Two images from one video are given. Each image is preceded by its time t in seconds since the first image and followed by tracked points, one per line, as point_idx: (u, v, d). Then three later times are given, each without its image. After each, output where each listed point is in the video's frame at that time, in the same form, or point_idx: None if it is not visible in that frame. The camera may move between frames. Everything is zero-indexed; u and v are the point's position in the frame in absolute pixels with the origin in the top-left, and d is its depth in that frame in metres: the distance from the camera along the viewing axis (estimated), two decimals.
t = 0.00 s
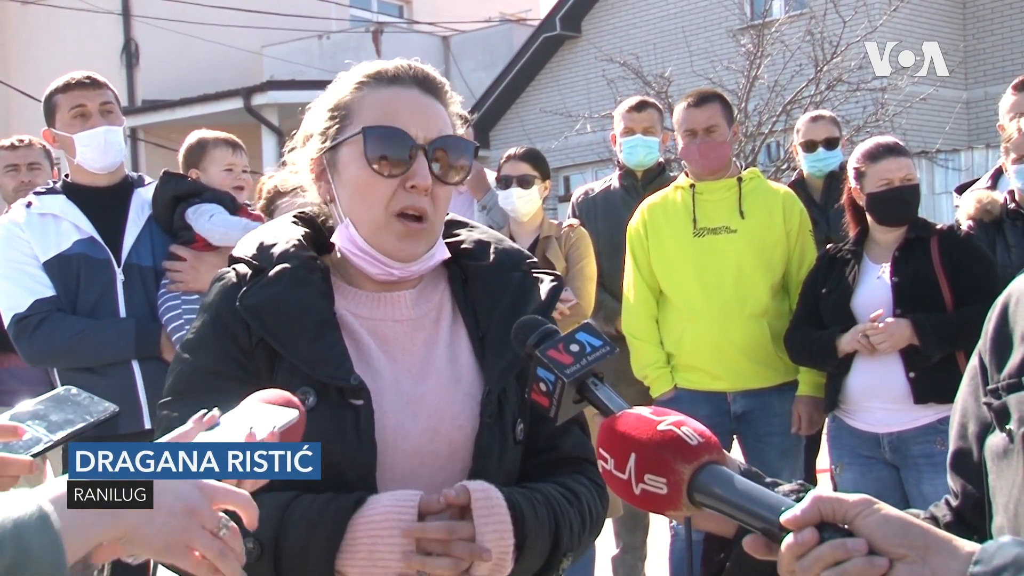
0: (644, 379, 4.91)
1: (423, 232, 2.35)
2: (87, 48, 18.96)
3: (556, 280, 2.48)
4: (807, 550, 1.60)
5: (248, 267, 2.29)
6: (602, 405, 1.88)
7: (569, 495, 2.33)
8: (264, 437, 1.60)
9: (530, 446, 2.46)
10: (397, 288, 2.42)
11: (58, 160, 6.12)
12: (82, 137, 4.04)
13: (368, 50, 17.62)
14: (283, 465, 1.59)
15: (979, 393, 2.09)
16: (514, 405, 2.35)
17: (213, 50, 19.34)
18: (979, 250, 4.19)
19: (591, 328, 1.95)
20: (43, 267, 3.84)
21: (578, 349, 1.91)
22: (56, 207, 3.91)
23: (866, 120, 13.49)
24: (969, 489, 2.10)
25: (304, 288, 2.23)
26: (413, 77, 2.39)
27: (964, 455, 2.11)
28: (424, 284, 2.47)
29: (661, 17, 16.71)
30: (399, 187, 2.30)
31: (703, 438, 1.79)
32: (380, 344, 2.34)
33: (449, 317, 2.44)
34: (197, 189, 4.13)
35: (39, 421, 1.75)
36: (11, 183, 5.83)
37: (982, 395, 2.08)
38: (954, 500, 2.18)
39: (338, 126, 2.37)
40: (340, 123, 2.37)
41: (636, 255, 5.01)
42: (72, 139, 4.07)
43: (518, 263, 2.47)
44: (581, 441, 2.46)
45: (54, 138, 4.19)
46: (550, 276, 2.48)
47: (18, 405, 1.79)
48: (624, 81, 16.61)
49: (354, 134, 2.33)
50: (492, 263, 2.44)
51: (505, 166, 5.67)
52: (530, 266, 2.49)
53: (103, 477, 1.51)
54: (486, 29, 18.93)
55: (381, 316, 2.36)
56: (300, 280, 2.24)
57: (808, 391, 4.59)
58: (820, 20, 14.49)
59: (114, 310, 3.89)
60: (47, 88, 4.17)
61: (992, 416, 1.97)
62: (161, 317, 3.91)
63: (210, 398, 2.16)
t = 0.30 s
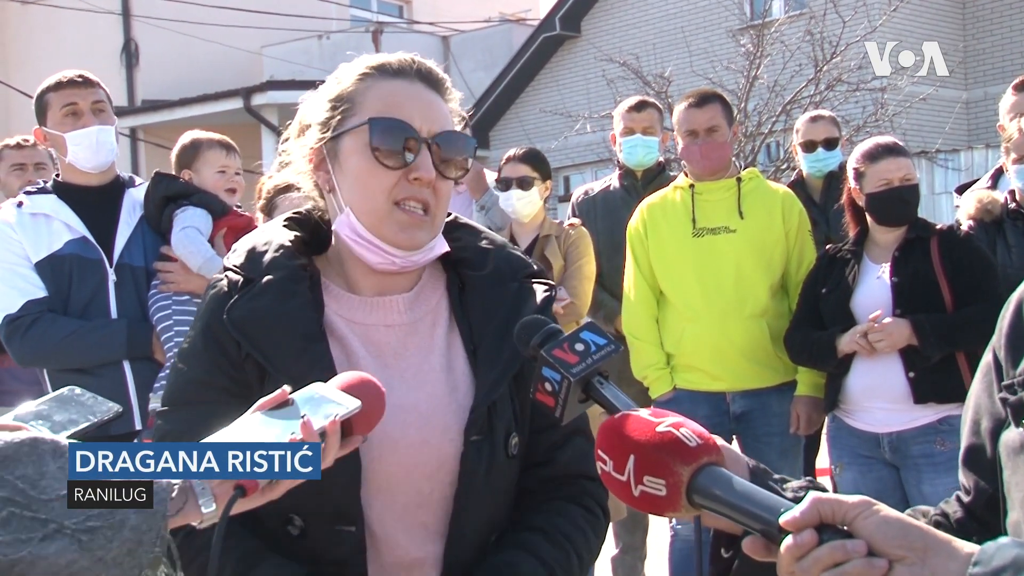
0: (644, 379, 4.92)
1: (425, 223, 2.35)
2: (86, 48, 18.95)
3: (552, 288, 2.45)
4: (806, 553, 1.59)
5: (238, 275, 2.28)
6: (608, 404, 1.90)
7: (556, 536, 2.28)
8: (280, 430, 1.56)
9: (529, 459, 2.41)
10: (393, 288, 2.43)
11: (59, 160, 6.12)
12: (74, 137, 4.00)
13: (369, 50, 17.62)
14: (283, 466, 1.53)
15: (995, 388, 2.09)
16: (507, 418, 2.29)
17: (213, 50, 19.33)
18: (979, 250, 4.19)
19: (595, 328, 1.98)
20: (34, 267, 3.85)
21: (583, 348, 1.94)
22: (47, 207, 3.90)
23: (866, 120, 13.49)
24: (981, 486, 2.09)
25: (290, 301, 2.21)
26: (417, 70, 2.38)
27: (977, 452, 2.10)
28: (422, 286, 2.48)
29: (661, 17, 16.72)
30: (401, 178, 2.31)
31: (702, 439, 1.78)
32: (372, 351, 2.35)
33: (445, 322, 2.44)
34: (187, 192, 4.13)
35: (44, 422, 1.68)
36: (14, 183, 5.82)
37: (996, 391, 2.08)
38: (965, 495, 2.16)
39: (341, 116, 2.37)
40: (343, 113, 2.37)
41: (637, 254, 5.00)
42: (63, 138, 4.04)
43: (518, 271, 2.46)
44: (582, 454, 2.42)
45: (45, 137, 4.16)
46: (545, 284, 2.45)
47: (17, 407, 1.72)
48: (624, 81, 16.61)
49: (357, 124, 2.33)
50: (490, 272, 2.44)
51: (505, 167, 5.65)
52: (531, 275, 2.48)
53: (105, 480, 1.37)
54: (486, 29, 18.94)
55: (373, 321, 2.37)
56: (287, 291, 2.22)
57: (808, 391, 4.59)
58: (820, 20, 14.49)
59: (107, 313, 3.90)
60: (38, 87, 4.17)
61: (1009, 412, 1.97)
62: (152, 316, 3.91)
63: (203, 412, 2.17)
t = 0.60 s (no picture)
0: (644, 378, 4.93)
1: (432, 214, 2.35)
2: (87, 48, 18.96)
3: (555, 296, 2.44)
4: (809, 554, 1.58)
5: (236, 280, 2.28)
6: (632, 390, 1.93)
7: (560, 557, 2.28)
8: (304, 417, 1.63)
9: (530, 465, 2.42)
10: (394, 290, 2.43)
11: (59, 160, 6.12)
12: (71, 136, 4.02)
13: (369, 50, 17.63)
14: (283, 466, 1.55)
15: None
16: (511, 420, 2.30)
17: (213, 50, 19.34)
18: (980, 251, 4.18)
19: (614, 318, 2.04)
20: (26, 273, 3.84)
21: (603, 337, 2.00)
22: (42, 208, 3.88)
23: (866, 120, 13.50)
24: (1016, 468, 2.05)
25: (289, 306, 2.21)
26: (411, 66, 2.40)
27: (1012, 436, 2.06)
28: (423, 288, 2.48)
29: (661, 18, 16.73)
30: (408, 170, 2.31)
31: (706, 442, 1.76)
32: (376, 352, 2.34)
33: (446, 325, 2.43)
34: (187, 191, 4.11)
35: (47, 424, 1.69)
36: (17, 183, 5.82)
37: None
38: (995, 477, 2.12)
39: (339, 113, 2.36)
40: (341, 110, 2.36)
41: (635, 256, 5.01)
42: (59, 138, 4.04)
43: (520, 280, 2.46)
44: (581, 460, 2.43)
45: (39, 139, 4.16)
46: (547, 291, 2.44)
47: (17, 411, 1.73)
48: (624, 81, 16.61)
49: (359, 119, 2.33)
50: (492, 280, 2.46)
51: (506, 170, 5.63)
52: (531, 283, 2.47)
53: (106, 481, 1.34)
54: (486, 29, 18.94)
55: (374, 323, 2.36)
56: (286, 297, 2.23)
57: (808, 390, 4.59)
58: (819, 20, 14.50)
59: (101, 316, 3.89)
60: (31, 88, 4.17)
61: None
62: (144, 317, 3.90)
63: (203, 416, 2.17)
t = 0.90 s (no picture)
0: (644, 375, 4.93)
1: (433, 229, 2.37)
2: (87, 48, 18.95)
3: (555, 294, 2.50)
4: (813, 550, 1.59)
5: (238, 280, 2.29)
6: (654, 390, 2.01)
7: (567, 552, 2.29)
8: (304, 434, 1.55)
9: (530, 463, 2.43)
10: (393, 293, 2.42)
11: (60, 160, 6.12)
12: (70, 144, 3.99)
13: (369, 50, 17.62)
14: (283, 467, 1.50)
15: None
16: (519, 421, 2.33)
17: (213, 50, 19.34)
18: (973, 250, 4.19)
19: (636, 318, 2.15)
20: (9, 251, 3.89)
21: (625, 337, 2.11)
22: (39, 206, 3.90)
23: (866, 120, 13.50)
24: None
25: (302, 306, 2.23)
26: (422, 72, 2.36)
27: None
28: (423, 288, 2.48)
29: (661, 18, 16.74)
30: (412, 188, 2.31)
31: (710, 439, 1.78)
32: (382, 353, 2.34)
33: (449, 326, 2.44)
34: (180, 197, 4.15)
35: (48, 425, 1.70)
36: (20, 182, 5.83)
37: None
38: None
39: (346, 119, 2.34)
40: (348, 116, 2.34)
41: (632, 256, 5.02)
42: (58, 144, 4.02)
43: (519, 280, 2.49)
44: (580, 458, 2.46)
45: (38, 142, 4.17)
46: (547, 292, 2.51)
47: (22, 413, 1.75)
48: (624, 81, 16.61)
49: (366, 131, 2.31)
50: (492, 280, 2.48)
51: (501, 172, 5.62)
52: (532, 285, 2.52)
53: (105, 481, 1.37)
54: (486, 29, 18.95)
55: (380, 323, 2.36)
56: (296, 298, 2.24)
57: (810, 390, 4.59)
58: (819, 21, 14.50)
59: (103, 315, 3.85)
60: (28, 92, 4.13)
61: None
62: (140, 320, 3.93)
63: (206, 417, 2.16)
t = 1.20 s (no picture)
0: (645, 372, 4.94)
1: (437, 227, 2.37)
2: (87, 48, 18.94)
3: (560, 297, 2.53)
4: (813, 549, 1.60)
5: (245, 277, 2.29)
6: (648, 381, 2.02)
7: (567, 551, 2.29)
8: (281, 427, 1.55)
9: (534, 463, 2.43)
10: (398, 292, 2.43)
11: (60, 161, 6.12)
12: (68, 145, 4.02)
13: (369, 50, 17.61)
14: (284, 467, 1.51)
15: None
16: (525, 422, 2.34)
17: (213, 50, 19.35)
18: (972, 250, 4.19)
19: (632, 310, 2.15)
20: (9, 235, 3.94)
21: (621, 327, 2.10)
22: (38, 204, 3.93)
23: (866, 120, 13.50)
24: None
25: (310, 306, 2.23)
26: (424, 72, 2.37)
27: None
28: (429, 287, 2.49)
29: (661, 18, 16.74)
30: (418, 186, 2.31)
31: (713, 437, 1.78)
32: (389, 352, 2.34)
33: (455, 326, 2.45)
34: (178, 198, 4.18)
35: (47, 422, 1.69)
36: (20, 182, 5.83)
37: None
38: (1013, 473, 2.11)
39: (350, 118, 2.34)
40: (352, 116, 2.34)
41: (632, 256, 5.02)
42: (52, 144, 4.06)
43: (524, 281, 2.50)
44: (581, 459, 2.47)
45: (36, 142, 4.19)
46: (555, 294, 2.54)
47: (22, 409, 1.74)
48: (624, 81, 16.61)
49: (370, 130, 2.31)
50: (496, 281, 2.49)
51: (497, 174, 5.60)
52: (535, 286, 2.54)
53: (106, 481, 1.36)
54: (486, 29, 18.95)
55: (386, 323, 2.36)
56: (305, 297, 2.24)
57: (811, 390, 4.59)
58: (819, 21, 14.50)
59: (106, 314, 3.84)
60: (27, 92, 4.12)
61: None
62: (139, 320, 3.96)
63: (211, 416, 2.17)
